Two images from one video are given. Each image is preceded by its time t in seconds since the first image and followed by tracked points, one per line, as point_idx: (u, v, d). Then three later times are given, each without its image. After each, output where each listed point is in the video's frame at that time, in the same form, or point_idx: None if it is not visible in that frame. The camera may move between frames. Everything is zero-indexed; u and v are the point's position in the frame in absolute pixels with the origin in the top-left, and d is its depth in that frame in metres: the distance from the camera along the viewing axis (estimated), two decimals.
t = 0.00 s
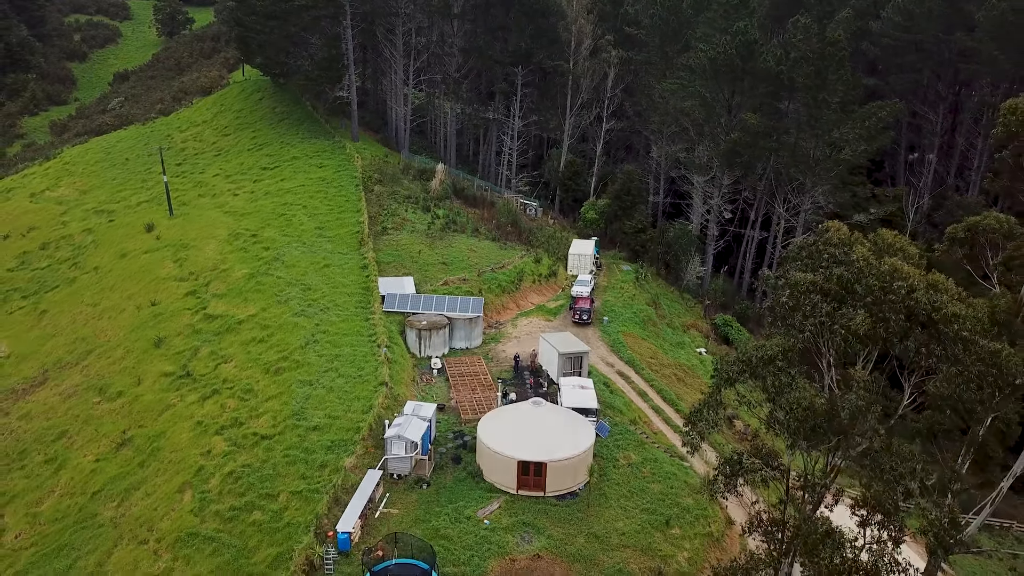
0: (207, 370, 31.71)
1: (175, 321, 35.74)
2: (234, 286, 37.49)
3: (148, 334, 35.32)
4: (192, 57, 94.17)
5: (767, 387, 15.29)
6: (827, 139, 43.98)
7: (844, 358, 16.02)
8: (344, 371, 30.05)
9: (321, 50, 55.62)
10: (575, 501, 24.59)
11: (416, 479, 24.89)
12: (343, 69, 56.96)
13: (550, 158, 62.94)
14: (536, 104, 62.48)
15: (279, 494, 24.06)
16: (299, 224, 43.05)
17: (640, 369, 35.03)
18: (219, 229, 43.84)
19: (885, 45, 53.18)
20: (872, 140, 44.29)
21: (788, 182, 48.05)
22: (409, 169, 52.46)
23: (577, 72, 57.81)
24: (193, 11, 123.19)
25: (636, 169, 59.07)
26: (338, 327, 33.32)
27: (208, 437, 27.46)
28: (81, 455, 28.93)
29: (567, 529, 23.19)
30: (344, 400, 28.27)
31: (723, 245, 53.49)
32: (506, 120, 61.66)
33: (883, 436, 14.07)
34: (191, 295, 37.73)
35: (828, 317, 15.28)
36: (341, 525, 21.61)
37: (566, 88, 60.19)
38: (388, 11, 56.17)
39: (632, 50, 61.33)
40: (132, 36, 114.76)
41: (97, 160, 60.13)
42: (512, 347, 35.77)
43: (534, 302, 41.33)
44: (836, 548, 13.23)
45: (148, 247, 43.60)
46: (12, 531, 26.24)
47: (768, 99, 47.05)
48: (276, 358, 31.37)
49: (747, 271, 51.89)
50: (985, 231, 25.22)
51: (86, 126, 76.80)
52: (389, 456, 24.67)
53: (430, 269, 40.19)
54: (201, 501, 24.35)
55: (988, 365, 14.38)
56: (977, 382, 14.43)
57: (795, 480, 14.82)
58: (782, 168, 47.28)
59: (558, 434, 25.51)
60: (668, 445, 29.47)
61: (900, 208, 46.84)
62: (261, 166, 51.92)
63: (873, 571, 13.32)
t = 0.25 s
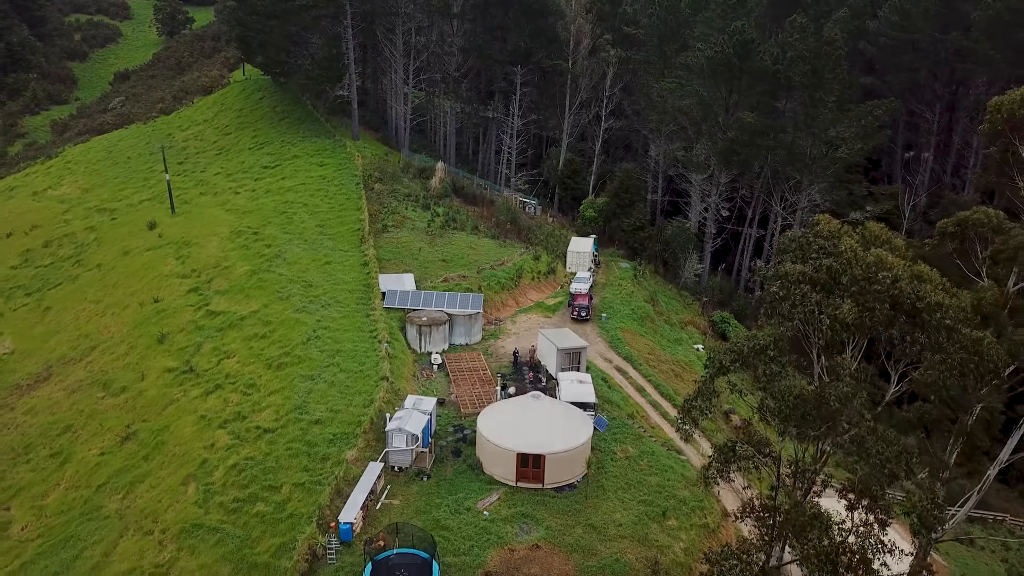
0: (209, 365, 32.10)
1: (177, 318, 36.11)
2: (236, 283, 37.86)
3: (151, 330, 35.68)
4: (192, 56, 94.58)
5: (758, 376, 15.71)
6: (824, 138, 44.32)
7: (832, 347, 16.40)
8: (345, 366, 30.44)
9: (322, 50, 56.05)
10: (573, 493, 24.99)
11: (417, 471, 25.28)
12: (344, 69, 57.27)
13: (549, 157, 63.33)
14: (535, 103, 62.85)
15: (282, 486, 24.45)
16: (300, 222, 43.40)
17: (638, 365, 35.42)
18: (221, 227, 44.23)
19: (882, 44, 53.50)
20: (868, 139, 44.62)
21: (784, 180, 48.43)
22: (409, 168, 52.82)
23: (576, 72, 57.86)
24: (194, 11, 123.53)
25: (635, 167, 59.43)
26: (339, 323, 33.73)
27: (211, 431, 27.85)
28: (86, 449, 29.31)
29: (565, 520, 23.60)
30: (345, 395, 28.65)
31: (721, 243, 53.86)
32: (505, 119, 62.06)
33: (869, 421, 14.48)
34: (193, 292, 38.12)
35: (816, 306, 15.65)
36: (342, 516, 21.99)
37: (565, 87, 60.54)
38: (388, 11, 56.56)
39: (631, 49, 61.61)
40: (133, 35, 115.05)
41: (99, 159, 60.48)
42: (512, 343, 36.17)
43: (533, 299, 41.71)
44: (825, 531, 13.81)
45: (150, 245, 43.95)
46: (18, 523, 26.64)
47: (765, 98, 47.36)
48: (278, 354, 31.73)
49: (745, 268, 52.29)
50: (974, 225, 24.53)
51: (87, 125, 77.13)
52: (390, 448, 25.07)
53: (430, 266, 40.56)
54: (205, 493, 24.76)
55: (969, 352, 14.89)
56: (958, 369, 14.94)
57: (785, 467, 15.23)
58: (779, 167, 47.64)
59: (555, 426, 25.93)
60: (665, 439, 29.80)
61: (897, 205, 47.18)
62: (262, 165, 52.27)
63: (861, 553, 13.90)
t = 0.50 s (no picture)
0: (212, 361, 32.47)
1: (180, 314, 36.48)
2: (237, 280, 38.23)
3: (154, 327, 36.05)
4: (192, 55, 94.99)
5: (749, 365, 16.22)
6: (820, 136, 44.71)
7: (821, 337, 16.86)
8: (347, 361, 30.84)
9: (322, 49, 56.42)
10: (571, 485, 25.39)
11: (418, 463, 25.66)
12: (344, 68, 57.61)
13: (548, 156, 63.72)
14: (534, 102, 63.21)
15: (285, 478, 24.85)
16: (301, 220, 43.78)
17: (636, 360, 35.83)
18: (223, 225, 44.62)
19: (879, 43, 53.91)
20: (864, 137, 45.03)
21: (781, 178, 48.83)
22: (409, 166, 53.21)
23: (575, 71, 58.33)
24: (194, 10, 123.92)
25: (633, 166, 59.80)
26: (340, 319, 34.14)
27: (215, 425, 28.24)
28: (91, 443, 29.68)
29: (563, 511, 24.00)
30: (346, 389, 29.05)
31: (718, 241, 54.28)
32: (505, 118, 62.47)
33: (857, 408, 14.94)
34: (195, 289, 38.50)
35: (804, 296, 16.11)
36: (344, 507, 22.39)
37: (564, 87, 60.93)
38: (388, 11, 56.82)
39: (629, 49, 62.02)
40: (133, 35, 115.36)
41: (101, 158, 60.83)
42: (511, 339, 36.58)
43: (532, 296, 42.10)
44: (813, 514, 14.41)
45: (152, 243, 44.32)
46: (24, 515, 27.00)
47: (763, 97, 47.75)
48: (280, 349, 32.12)
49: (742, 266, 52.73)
50: (962, 220, 25.02)
51: (88, 125, 77.44)
52: (391, 441, 25.47)
53: (430, 263, 40.95)
54: (209, 485, 25.15)
55: (953, 340, 15.38)
56: (942, 356, 15.46)
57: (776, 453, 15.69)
58: (777, 166, 48.02)
59: (553, 419, 26.36)
60: (662, 433, 30.11)
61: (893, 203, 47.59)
62: (264, 164, 52.63)
63: (848, 536, 14.39)
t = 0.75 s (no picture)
0: (215, 357, 32.86)
1: (182, 311, 36.88)
2: (239, 277, 38.62)
3: (157, 323, 36.43)
4: (193, 55, 95.40)
5: (742, 354, 16.67)
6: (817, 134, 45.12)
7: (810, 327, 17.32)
8: (348, 356, 31.25)
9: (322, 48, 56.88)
10: (570, 477, 25.79)
11: (419, 456, 26.02)
12: (344, 68, 57.98)
13: (547, 154, 64.11)
14: (533, 101, 63.64)
15: (287, 471, 25.25)
16: (303, 217, 44.18)
17: (633, 356, 36.24)
18: (224, 223, 45.03)
19: (875, 43, 54.32)
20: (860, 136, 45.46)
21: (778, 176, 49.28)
22: (409, 164, 53.61)
23: (573, 70, 58.83)
24: (194, 10, 124.25)
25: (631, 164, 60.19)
26: (341, 315, 34.55)
27: (218, 419, 28.63)
28: (95, 437, 30.07)
29: (561, 502, 24.39)
30: (347, 384, 29.44)
31: (716, 239, 54.71)
32: (504, 117, 62.90)
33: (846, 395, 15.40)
34: (198, 286, 38.89)
35: (794, 287, 16.54)
36: (347, 498, 22.73)
37: (563, 86, 61.34)
38: (388, 11, 56.98)
39: (628, 48, 62.45)
40: (134, 35, 115.69)
41: (102, 157, 61.19)
42: (510, 335, 36.97)
43: (531, 293, 42.47)
44: (802, 499, 14.90)
45: (155, 241, 44.69)
46: (30, 508, 27.39)
47: (760, 95, 48.14)
48: (282, 345, 32.51)
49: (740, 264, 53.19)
50: (954, 215, 25.75)
51: (89, 124, 77.75)
52: (392, 435, 25.82)
53: (430, 261, 41.33)
54: (213, 477, 25.53)
55: (938, 329, 15.86)
56: (927, 344, 16.01)
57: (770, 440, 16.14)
58: (774, 164, 48.46)
59: (551, 412, 26.81)
60: (660, 427, 30.52)
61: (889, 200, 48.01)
62: (264, 162, 53.01)
63: (837, 520, 14.88)
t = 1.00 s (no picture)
0: (217, 352, 33.23)
1: (185, 308, 37.25)
2: (240, 275, 38.99)
3: (160, 319, 36.80)
4: (193, 54, 95.76)
5: (734, 344, 17.04)
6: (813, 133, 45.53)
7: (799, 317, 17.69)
8: (349, 351, 31.65)
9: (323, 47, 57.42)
10: (568, 470, 26.19)
11: (419, 449, 26.42)
12: (345, 67, 58.31)
13: (546, 153, 64.50)
14: (533, 100, 64.30)
15: (289, 463, 25.64)
16: (304, 215, 44.56)
17: (631, 352, 36.62)
18: (226, 221, 45.41)
19: (872, 42, 54.71)
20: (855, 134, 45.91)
21: (774, 174, 49.73)
22: (409, 163, 54.03)
23: (572, 70, 59.38)
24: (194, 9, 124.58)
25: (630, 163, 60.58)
26: (342, 311, 34.93)
27: (221, 413, 29.01)
28: (100, 432, 30.44)
29: (560, 494, 24.79)
30: (348, 379, 29.82)
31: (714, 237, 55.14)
32: (503, 116, 63.36)
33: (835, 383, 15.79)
34: (200, 283, 39.26)
35: (783, 278, 16.89)
36: (348, 490, 23.13)
37: (562, 85, 61.68)
38: (388, 11, 57.17)
39: (627, 48, 62.86)
40: (134, 34, 116.03)
41: (104, 156, 61.54)
42: (509, 331, 37.37)
43: (530, 290, 42.80)
44: (792, 484, 15.39)
45: (157, 238, 45.06)
46: (36, 501, 27.79)
47: (757, 94, 48.54)
48: (284, 341, 32.88)
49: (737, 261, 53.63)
50: (943, 211, 25.63)
51: (90, 123, 78.07)
52: (394, 427, 26.21)
53: (430, 259, 41.70)
54: (216, 470, 25.92)
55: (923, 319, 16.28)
56: (912, 334, 16.43)
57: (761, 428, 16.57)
58: (770, 162, 48.98)
59: (550, 405, 27.18)
60: (657, 421, 30.89)
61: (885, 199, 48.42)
62: (265, 161, 53.38)
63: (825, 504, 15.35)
